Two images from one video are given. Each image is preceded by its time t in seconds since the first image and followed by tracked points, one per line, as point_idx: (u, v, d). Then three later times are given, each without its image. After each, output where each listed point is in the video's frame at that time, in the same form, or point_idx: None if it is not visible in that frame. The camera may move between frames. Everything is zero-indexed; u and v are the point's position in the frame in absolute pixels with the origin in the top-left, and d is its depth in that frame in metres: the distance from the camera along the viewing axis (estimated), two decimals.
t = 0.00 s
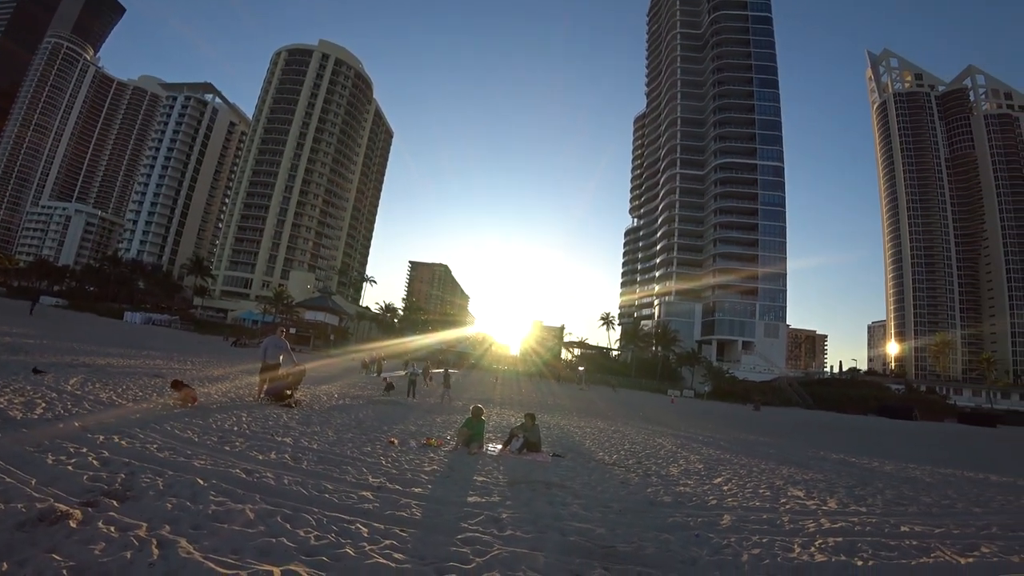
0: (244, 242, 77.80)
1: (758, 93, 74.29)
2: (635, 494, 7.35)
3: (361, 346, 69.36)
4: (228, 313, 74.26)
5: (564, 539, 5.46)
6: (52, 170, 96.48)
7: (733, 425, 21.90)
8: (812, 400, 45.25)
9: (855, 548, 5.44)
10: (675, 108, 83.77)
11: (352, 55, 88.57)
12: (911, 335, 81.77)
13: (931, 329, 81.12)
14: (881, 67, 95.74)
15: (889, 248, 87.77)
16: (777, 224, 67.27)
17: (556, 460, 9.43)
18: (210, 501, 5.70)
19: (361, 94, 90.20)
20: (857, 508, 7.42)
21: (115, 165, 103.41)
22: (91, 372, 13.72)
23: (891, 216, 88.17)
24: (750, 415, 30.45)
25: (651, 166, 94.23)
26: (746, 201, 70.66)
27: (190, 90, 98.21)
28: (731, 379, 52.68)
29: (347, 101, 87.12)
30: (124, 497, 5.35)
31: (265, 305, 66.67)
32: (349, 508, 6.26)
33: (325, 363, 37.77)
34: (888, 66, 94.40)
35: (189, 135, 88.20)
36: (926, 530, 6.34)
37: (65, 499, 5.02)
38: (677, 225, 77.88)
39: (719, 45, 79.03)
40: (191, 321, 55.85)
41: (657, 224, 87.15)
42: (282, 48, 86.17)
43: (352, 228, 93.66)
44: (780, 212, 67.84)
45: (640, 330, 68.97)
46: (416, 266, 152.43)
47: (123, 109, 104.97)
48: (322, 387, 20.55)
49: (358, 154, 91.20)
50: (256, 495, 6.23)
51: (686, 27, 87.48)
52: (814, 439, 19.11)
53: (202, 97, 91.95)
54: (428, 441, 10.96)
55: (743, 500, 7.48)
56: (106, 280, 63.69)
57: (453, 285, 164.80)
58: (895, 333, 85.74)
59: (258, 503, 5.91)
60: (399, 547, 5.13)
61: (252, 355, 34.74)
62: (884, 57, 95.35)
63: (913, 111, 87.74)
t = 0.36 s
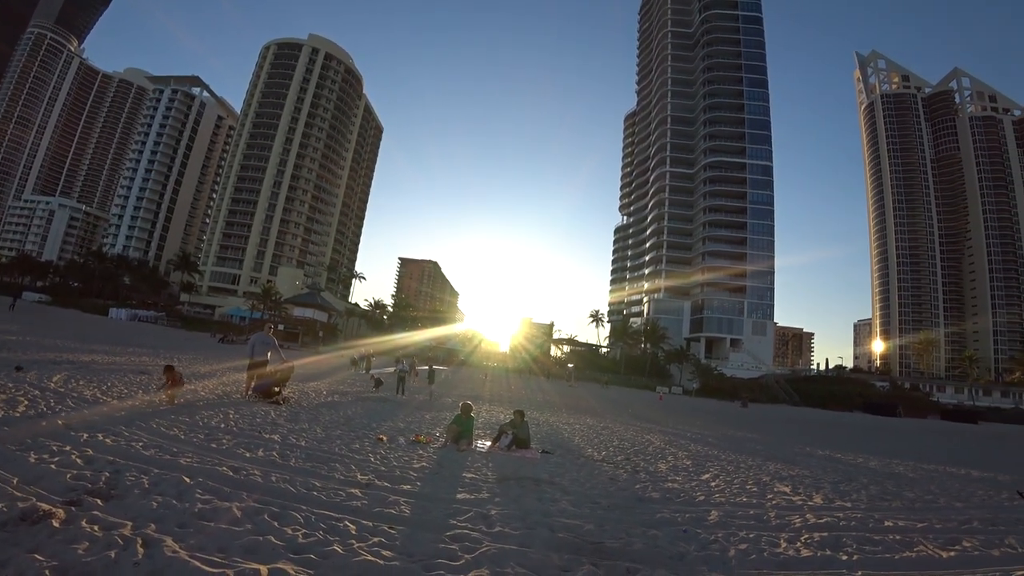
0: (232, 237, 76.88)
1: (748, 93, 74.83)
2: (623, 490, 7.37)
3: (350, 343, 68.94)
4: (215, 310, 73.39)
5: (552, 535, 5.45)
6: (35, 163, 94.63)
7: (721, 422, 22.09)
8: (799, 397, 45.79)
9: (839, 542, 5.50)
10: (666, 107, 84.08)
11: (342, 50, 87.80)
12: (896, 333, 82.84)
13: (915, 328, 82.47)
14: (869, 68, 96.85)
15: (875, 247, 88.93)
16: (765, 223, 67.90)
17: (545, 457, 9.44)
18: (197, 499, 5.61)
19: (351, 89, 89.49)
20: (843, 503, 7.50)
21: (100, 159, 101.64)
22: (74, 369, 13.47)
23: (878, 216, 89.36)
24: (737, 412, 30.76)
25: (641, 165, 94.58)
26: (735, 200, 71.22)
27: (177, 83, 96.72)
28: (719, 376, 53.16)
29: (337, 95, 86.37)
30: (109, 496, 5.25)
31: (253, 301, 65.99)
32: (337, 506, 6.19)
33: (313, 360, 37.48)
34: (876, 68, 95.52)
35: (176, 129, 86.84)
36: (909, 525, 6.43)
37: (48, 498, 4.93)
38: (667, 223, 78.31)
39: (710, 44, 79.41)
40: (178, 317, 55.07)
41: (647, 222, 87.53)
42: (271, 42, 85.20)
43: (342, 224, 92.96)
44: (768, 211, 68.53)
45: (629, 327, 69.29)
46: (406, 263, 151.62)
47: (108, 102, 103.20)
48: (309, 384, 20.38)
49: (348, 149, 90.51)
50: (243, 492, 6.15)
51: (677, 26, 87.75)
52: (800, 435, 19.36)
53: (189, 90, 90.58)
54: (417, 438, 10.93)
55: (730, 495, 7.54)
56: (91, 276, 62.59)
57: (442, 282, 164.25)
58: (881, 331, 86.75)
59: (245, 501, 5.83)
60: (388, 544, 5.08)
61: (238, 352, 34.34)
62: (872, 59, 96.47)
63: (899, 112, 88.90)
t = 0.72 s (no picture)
0: (218, 233, 75.82)
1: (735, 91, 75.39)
2: (610, 486, 7.37)
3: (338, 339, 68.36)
4: (200, 306, 72.34)
5: (540, 531, 5.43)
6: (14, 156, 92.43)
7: (709, 418, 22.28)
8: (785, 393, 46.38)
9: (825, 536, 5.55)
10: (654, 104, 84.37)
11: (330, 44, 86.77)
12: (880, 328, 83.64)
13: (898, 323, 83.99)
14: (855, 68, 97.91)
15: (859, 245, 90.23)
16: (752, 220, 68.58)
17: (532, 454, 9.42)
18: (180, 498, 5.49)
19: (339, 84, 88.52)
20: (828, 497, 7.59)
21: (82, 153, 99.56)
22: (56, 367, 13.19)
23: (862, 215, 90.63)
24: (723, 408, 31.10)
25: (630, 161, 94.93)
26: (723, 197, 71.78)
27: (161, 75, 94.88)
28: (705, 372, 53.72)
29: (324, 90, 85.39)
30: (90, 496, 5.11)
31: (239, 298, 65.15)
32: (323, 503, 6.11)
33: (299, 357, 37.12)
34: (862, 68, 96.60)
35: (160, 123, 85.26)
36: (892, 518, 6.51)
37: (27, 498, 4.78)
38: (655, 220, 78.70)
39: (699, 42, 79.76)
40: (162, 314, 54.16)
41: (635, 218, 87.90)
42: (258, 34, 83.96)
43: (329, 220, 92.06)
44: (755, 208, 69.27)
45: (616, 324, 69.60)
46: (394, 259, 150.66)
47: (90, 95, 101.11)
48: (297, 381, 20.20)
49: (336, 144, 89.56)
50: (228, 491, 6.02)
51: (666, 23, 87.96)
52: (784, 430, 19.64)
53: (174, 83, 88.92)
54: (405, 434, 10.84)
55: (717, 490, 7.59)
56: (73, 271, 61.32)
57: (431, 278, 163.54)
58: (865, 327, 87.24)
59: (230, 500, 5.71)
60: (375, 542, 5.01)
61: (222, 348, 33.88)
62: (858, 58, 97.56)
63: (884, 111, 90.02)
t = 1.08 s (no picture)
0: (203, 228, 74.64)
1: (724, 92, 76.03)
2: (596, 484, 7.37)
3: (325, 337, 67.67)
4: (184, 302, 71.17)
5: (526, 529, 5.40)
6: None
7: (694, 416, 22.44)
8: (769, 391, 46.93)
9: (808, 533, 5.59)
10: (643, 103, 84.77)
11: (318, 38, 85.79)
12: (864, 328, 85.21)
13: (881, 323, 85.38)
14: (841, 71, 99.24)
15: (843, 246, 91.61)
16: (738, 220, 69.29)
17: (519, 452, 9.38)
18: (162, 497, 5.36)
19: (327, 79, 87.62)
20: (811, 494, 7.66)
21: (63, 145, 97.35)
22: (35, 364, 12.86)
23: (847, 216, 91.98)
24: (708, 405, 31.36)
25: (618, 161, 95.33)
26: (710, 196, 72.45)
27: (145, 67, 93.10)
28: (692, 370, 54.18)
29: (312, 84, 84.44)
30: (69, 496, 4.96)
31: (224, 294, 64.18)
32: (307, 502, 6.02)
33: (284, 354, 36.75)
34: (848, 71, 97.89)
35: (145, 116, 83.71)
36: (874, 514, 6.59)
37: (2, 498, 4.63)
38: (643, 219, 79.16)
39: (688, 43, 80.23)
40: (145, 310, 53.14)
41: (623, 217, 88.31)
42: (245, 27, 82.74)
43: (316, 216, 91.12)
44: (742, 208, 70.00)
45: (604, 322, 69.86)
46: (381, 256, 149.66)
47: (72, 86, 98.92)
48: (282, 378, 19.95)
49: (324, 139, 88.63)
50: (211, 489, 5.91)
51: (656, 23, 88.33)
52: (768, 427, 19.85)
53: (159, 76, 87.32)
54: (390, 432, 10.75)
55: (702, 488, 7.62)
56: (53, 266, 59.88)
57: (418, 275, 162.82)
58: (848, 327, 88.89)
59: (213, 499, 5.60)
60: (359, 540, 4.95)
61: (204, 345, 33.41)
62: (844, 62, 98.87)
63: (869, 114, 91.34)
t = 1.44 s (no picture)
0: (186, 225, 73.44)
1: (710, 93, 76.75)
2: (582, 482, 7.36)
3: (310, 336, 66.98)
4: (167, 301, 69.91)
5: (511, 528, 5.35)
6: None
7: (680, 414, 22.59)
8: (754, 389, 47.48)
9: (791, 530, 5.63)
10: (630, 103, 85.25)
11: (305, 34, 84.75)
12: (847, 327, 86.75)
13: (863, 322, 86.87)
14: (826, 74, 100.61)
15: (827, 246, 92.98)
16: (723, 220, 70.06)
17: (506, 451, 9.33)
18: (141, 500, 5.21)
19: (314, 76, 86.68)
20: (795, 492, 7.72)
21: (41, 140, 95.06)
22: (10, 364, 12.51)
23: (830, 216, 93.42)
24: (693, 403, 31.59)
25: (605, 160, 95.78)
26: (696, 196, 73.16)
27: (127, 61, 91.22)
28: (677, 369, 54.63)
29: (299, 80, 83.42)
30: (45, 499, 4.79)
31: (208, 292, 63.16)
32: (291, 503, 5.91)
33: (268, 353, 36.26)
34: (832, 73, 99.32)
35: (127, 111, 82.02)
36: (856, 511, 6.65)
37: None
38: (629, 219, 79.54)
39: (674, 43, 80.81)
40: (127, 309, 52.08)
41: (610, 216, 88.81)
42: (230, 22, 81.50)
43: (302, 213, 90.07)
44: (727, 208, 70.77)
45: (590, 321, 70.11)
46: (368, 255, 148.45)
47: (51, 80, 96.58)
48: (266, 378, 19.69)
49: (310, 136, 87.61)
50: (191, 491, 5.77)
51: (643, 24, 88.76)
52: (753, 425, 20.05)
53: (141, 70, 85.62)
54: (376, 432, 10.61)
55: (687, 486, 7.65)
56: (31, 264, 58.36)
57: (405, 274, 161.86)
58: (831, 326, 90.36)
59: (193, 500, 5.47)
60: (342, 541, 4.86)
61: (185, 344, 32.82)
62: (829, 64, 100.23)
63: (852, 117, 92.81)
